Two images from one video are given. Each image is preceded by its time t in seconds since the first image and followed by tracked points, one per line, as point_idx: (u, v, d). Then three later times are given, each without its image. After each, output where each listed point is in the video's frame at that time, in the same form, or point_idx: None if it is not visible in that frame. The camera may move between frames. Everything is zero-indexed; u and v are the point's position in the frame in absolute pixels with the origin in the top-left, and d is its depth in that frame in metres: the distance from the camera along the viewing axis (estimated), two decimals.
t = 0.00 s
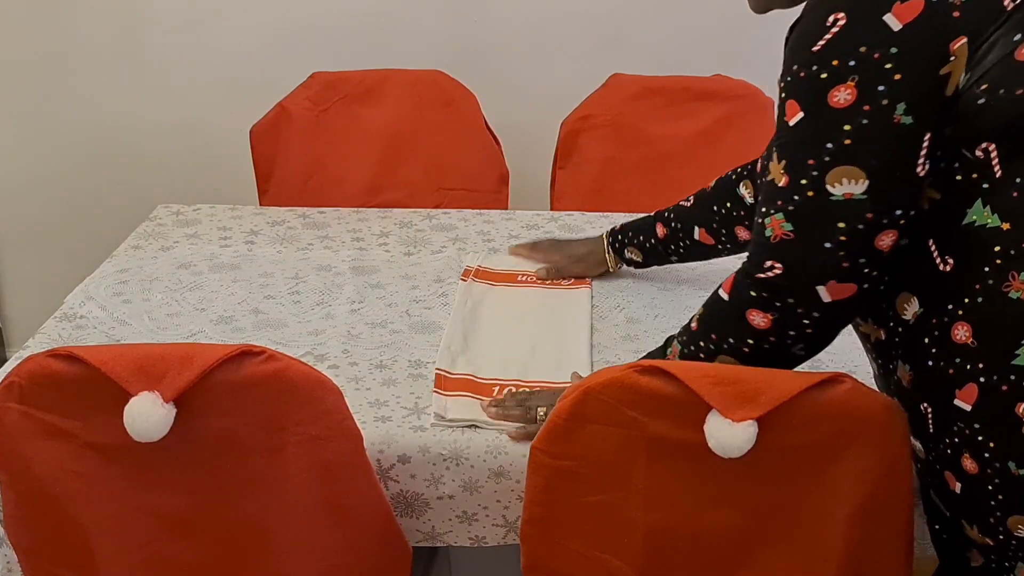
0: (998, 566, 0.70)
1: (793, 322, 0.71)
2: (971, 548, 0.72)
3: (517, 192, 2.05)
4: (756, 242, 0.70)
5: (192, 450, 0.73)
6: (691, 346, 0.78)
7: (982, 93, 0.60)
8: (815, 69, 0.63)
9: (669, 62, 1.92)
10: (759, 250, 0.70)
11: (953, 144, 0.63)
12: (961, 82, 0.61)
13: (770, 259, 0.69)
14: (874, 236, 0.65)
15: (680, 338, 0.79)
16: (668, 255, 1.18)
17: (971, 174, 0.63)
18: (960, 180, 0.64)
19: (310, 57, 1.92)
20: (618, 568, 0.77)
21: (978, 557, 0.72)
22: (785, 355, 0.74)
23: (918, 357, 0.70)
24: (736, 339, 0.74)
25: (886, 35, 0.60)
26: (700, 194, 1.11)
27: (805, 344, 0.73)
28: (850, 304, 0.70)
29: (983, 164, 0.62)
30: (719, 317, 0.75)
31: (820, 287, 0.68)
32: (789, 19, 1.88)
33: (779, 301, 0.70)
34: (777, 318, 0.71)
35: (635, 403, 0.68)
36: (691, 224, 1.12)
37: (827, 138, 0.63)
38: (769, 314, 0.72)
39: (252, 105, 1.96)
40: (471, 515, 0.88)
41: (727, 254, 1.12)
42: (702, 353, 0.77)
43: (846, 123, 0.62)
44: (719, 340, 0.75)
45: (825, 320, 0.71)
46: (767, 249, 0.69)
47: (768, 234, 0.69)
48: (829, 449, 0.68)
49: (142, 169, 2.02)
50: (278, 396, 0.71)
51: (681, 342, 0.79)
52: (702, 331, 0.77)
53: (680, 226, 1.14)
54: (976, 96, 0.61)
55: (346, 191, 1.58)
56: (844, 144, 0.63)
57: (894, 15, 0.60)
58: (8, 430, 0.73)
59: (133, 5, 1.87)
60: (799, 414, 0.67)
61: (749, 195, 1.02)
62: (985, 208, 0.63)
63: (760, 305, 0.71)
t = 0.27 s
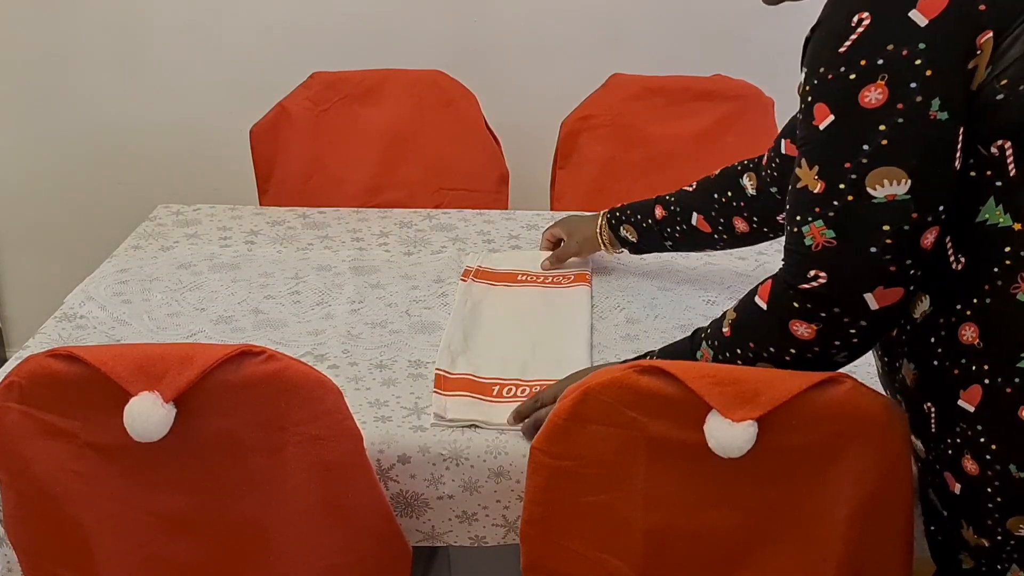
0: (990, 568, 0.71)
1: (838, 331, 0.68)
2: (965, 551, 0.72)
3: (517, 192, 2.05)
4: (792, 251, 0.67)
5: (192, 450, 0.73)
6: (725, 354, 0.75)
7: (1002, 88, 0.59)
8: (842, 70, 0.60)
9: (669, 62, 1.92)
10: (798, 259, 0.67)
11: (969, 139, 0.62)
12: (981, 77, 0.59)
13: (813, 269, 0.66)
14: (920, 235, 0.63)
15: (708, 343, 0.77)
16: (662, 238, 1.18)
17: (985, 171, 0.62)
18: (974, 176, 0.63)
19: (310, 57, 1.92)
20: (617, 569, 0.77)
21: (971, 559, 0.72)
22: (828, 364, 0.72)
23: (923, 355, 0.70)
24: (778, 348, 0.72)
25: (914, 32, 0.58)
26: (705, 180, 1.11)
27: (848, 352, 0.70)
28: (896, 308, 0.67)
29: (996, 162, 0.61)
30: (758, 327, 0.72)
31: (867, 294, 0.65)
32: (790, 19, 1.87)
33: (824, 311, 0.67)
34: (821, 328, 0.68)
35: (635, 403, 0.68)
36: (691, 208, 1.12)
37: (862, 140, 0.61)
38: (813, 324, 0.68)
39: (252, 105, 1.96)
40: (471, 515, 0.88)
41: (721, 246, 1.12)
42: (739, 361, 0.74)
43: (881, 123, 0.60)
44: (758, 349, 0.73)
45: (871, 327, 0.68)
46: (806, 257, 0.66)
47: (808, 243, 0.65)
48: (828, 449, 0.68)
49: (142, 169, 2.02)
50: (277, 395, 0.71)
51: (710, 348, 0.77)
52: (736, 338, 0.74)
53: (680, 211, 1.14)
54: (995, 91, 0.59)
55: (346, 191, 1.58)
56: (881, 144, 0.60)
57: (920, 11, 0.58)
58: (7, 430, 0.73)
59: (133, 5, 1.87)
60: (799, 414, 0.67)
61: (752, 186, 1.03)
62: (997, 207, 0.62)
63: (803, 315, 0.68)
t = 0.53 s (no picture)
0: (992, 567, 0.71)
1: (825, 325, 0.68)
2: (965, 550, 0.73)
3: (517, 192, 2.06)
4: (786, 242, 0.67)
5: (192, 450, 0.73)
6: (709, 344, 0.75)
7: (1017, 85, 0.59)
8: (851, 61, 0.60)
9: (669, 62, 1.92)
10: (791, 249, 0.67)
11: (981, 135, 0.62)
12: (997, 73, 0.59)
13: (807, 261, 0.66)
14: (915, 234, 0.62)
15: (691, 333, 0.76)
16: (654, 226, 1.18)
17: (997, 168, 0.62)
18: (986, 174, 0.63)
19: (310, 57, 1.92)
20: (617, 568, 0.77)
21: (970, 558, 0.73)
22: (814, 357, 0.72)
23: (929, 355, 0.70)
24: (763, 339, 0.71)
25: (927, 27, 0.58)
26: (697, 169, 1.11)
27: (835, 346, 0.70)
28: (887, 305, 0.67)
29: (1009, 159, 0.61)
30: (745, 317, 0.72)
31: (857, 289, 0.65)
32: (790, 19, 1.87)
33: (813, 303, 0.67)
34: (809, 321, 0.69)
35: (635, 403, 0.68)
36: (681, 197, 1.12)
37: (865, 134, 0.61)
38: (801, 316, 0.69)
39: (252, 105, 1.96)
40: (471, 515, 0.88)
41: (710, 236, 1.12)
42: (723, 351, 0.74)
43: (886, 117, 0.60)
44: (743, 339, 0.72)
45: (859, 323, 0.68)
46: (801, 249, 0.66)
47: (802, 233, 0.65)
48: (828, 450, 0.68)
49: (142, 169, 2.02)
50: (277, 395, 0.71)
51: (693, 338, 0.76)
52: (721, 328, 0.74)
53: (670, 198, 1.14)
54: (1010, 88, 0.60)
55: (346, 191, 1.58)
56: (884, 139, 0.60)
57: (934, 6, 0.57)
58: (7, 430, 0.73)
59: (134, 5, 1.87)
60: (799, 414, 0.67)
61: (743, 176, 1.03)
62: (1009, 206, 0.62)
63: (792, 307, 0.68)
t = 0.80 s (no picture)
0: (985, 570, 0.71)
1: (815, 326, 0.68)
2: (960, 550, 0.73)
3: (517, 192, 2.05)
4: (779, 241, 0.67)
5: (192, 450, 0.73)
6: (698, 340, 0.74)
7: (1016, 89, 0.59)
8: (847, 64, 0.60)
9: (670, 62, 1.92)
10: (784, 250, 0.66)
11: (980, 139, 0.62)
12: (995, 77, 0.60)
13: (799, 262, 0.65)
14: (906, 238, 0.63)
15: (680, 327, 0.75)
16: (685, 239, 1.10)
17: (995, 172, 0.62)
18: (984, 178, 0.63)
19: (311, 56, 1.92)
20: (617, 568, 0.77)
21: (964, 559, 0.73)
22: (803, 356, 0.71)
23: (927, 358, 0.70)
24: (754, 337, 0.71)
25: (923, 30, 0.58)
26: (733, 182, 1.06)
27: (824, 347, 0.70)
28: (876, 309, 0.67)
29: (1007, 163, 0.61)
30: (736, 314, 0.71)
31: (846, 291, 0.65)
32: (790, 19, 1.87)
33: (805, 304, 0.67)
34: (800, 322, 0.68)
35: (635, 403, 0.68)
36: (721, 211, 1.06)
37: (858, 137, 0.61)
38: (793, 316, 0.68)
39: (252, 105, 1.96)
40: (471, 515, 0.88)
41: (749, 250, 1.08)
42: (715, 346, 0.73)
43: (879, 121, 0.60)
44: (732, 336, 0.71)
45: (848, 326, 0.68)
46: (791, 250, 0.66)
47: (795, 234, 0.65)
48: (828, 450, 0.68)
49: (143, 169, 2.02)
50: (278, 395, 0.71)
51: (682, 332, 0.75)
52: (711, 324, 0.72)
53: (708, 213, 1.07)
54: (1009, 92, 0.60)
55: (346, 191, 1.58)
56: (877, 142, 0.60)
57: (932, 9, 0.57)
58: (7, 430, 0.73)
59: (134, 4, 1.87)
60: (799, 414, 0.67)
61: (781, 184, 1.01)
62: (1008, 210, 0.62)
63: (783, 306, 0.68)
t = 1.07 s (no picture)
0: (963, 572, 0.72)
1: (815, 327, 0.67)
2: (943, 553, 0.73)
3: (517, 192, 2.05)
4: (781, 239, 0.65)
5: (192, 450, 0.73)
6: (703, 320, 0.72)
7: (1014, 91, 0.58)
8: (847, 64, 0.59)
9: (670, 62, 1.92)
10: (785, 250, 0.65)
11: (975, 141, 0.61)
12: (994, 78, 0.58)
13: (801, 262, 0.64)
14: (907, 239, 0.62)
15: (688, 302, 0.74)
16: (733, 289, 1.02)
17: (992, 174, 0.61)
18: (980, 180, 0.62)
19: (311, 56, 1.92)
20: (617, 568, 0.77)
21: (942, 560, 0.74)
22: (801, 351, 0.71)
23: (923, 357, 0.70)
24: (754, 329, 0.70)
25: (923, 31, 0.57)
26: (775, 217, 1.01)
27: (824, 345, 0.69)
28: (877, 311, 0.66)
29: (1005, 165, 0.60)
30: (738, 304, 0.70)
31: (849, 293, 0.64)
32: (789, 19, 1.87)
33: (805, 305, 0.66)
34: (800, 321, 0.67)
35: (635, 403, 0.68)
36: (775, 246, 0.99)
37: (859, 138, 0.59)
38: (793, 316, 0.67)
39: (252, 104, 1.96)
40: (471, 515, 0.88)
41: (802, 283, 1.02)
42: (716, 327, 0.72)
43: (880, 122, 0.59)
44: (734, 324, 0.71)
45: (849, 327, 0.67)
46: (792, 250, 0.64)
47: (796, 234, 0.64)
48: (828, 450, 0.68)
49: (143, 169, 2.02)
50: (278, 395, 0.71)
51: (691, 307, 0.74)
52: (714, 308, 0.71)
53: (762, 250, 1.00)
54: (1006, 94, 0.58)
55: (346, 191, 1.58)
56: (878, 144, 0.59)
57: (931, 10, 0.56)
58: (7, 430, 0.73)
59: (133, 4, 1.87)
60: (799, 414, 0.67)
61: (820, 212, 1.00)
62: (1004, 212, 0.62)
63: (784, 306, 0.67)
